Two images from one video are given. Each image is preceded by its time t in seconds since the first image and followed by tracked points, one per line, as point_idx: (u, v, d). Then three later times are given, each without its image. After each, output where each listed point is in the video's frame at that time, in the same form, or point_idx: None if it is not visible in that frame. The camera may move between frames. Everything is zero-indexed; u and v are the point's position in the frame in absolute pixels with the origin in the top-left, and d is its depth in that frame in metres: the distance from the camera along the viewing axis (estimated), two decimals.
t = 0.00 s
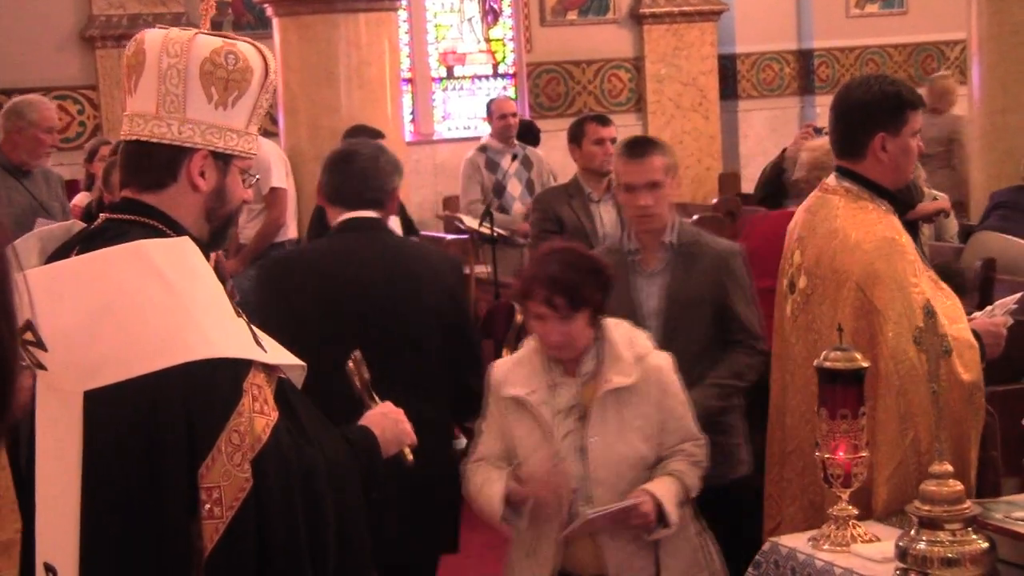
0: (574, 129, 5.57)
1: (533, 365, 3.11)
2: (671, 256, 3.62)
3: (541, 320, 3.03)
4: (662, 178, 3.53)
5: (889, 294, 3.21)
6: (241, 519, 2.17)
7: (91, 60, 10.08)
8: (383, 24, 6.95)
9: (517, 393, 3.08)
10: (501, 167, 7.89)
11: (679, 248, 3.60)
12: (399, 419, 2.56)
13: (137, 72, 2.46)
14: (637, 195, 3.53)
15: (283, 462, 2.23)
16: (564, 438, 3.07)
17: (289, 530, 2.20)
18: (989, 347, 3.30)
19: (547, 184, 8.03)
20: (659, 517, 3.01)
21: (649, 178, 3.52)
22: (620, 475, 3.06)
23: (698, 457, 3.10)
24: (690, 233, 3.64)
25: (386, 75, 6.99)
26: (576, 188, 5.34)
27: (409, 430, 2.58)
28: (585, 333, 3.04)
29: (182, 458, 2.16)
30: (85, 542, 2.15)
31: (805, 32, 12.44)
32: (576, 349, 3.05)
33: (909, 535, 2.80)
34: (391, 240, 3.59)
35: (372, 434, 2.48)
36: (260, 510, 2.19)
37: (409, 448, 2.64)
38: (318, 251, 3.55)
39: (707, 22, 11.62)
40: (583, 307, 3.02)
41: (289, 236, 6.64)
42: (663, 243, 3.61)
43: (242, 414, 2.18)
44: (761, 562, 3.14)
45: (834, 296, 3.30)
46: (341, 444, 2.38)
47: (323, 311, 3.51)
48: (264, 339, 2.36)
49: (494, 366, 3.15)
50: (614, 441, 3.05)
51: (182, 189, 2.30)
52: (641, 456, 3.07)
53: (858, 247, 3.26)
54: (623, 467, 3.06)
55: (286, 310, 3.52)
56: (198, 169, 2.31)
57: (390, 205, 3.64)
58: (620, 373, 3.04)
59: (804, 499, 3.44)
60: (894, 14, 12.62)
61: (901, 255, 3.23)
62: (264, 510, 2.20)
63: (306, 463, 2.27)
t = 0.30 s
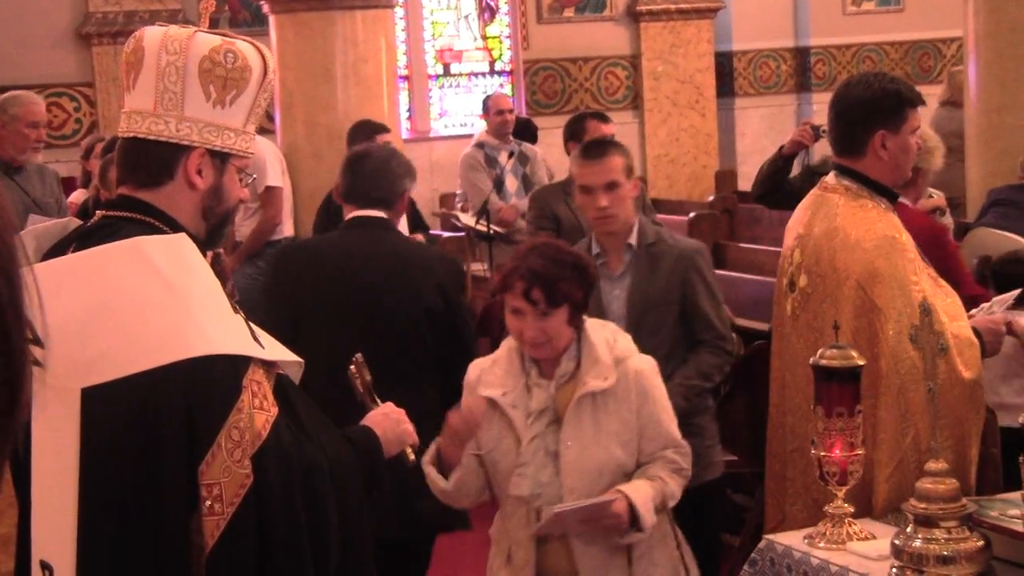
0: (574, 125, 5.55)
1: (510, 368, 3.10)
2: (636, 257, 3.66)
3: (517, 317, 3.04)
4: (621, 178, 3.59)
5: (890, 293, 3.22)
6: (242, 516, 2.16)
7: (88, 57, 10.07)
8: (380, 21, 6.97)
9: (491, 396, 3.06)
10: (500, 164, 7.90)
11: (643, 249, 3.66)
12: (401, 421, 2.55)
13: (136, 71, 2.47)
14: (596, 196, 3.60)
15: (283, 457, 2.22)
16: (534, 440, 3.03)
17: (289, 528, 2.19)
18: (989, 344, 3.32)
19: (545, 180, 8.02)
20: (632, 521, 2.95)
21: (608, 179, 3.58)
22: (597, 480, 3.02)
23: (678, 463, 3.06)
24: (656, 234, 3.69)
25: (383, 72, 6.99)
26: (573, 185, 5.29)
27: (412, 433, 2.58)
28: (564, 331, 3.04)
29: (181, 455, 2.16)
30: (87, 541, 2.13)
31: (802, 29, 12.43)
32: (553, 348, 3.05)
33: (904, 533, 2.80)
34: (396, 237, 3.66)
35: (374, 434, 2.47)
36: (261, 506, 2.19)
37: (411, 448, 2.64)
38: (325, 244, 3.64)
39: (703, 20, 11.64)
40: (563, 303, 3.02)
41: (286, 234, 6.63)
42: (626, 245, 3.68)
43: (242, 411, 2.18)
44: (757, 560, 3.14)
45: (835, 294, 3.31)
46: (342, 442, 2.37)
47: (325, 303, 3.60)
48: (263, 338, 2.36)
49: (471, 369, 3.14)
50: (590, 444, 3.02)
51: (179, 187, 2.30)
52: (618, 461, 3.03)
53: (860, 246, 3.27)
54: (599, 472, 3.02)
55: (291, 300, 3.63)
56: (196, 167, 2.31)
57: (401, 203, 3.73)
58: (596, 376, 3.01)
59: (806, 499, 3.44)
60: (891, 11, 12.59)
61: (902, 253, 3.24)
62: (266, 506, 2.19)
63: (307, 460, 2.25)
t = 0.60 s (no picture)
0: (564, 127, 5.53)
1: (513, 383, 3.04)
2: (618, 268, 3.59)
3: (515, 323, 2.96)
4: (605, 187, 3.53)
5: (879, 295, 3.24)
6: (234, 515, 2.17)
7: (76, 58, 10.05)
8: (369, 23, 6.95)
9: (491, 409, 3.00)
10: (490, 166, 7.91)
11: (625, 259, 3.58)
12: (391, 418, 2.55)
13: (126, 72, 2.46)
14: (578, 204, 3.54)
15: (275, 457, 2.22)
16: (520, 457, 2.94)
17: (280, 526, 2.20)
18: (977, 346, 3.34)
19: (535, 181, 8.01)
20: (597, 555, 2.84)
21: (592, 187, 3.51)
22: (575, 508, 2.92)
23: (663, 503, 2.93)
24: (641, 245, 3.61)
25: (372, 74, 6.99)
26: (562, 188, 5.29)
27: (401, 430, 2.57)
28: (563, 345, 2.96)
29: (173, 454, 2.16)
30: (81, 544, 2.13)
31: (790, 32, 12.44)
32: (549, 361, 2.97)
33: (893, 534, 2.81)
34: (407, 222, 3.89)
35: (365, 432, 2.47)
36: (252, 505, 2.19)
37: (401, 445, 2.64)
38: (330, 231, 3.88)
39: (692, 22, 11.63)
40: (562, 312, 2.94)
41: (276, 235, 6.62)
42: (608, 255, 3.59)
43: (233, 411, 2.18)
44: (745, 562, 3.14)
45: (825, 293, 3.32)
46: (335, 442, 2.36)
47: (324, 289, 3.84)
48: (252, 337, 2.36)
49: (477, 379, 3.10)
50: (573, 471, 2.93)
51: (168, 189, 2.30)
52: (601, 491, 2.93)
53: (849, 246, 3.28)
54: (579, 501, 2.93)
55: (296, 284, 3.87)
56: (184, 170, 2.31)
57: (414, 187, 3.94)
58: (586, 399, 2.93)
59: (798, 499, 3.45)
60: (879, 13, 12.64)
61: (890, 254, 3.27)
62: (258, 507, 2.19)
63: (298, 458, 2.25)
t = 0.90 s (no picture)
0: (547, 128, 5.53)
1: (502, 389, 2.80)
2: (617, 270, 3.55)
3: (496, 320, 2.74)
4: (617, 190, 3.51)
5: (862, 296, 3.26)
6: (222, 513, 2.16)
7: (58, 58, 10.00)
8: (353, 22, 6.97)
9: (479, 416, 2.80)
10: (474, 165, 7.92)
11: (626, 263, 3.53)
12: (377, 415, 2.56)
13: (111, 72, 2.45)
14: (589, 205, 3.52)
15: (262, 454, 2.22)
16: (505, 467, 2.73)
17: (267, 521, 2.19)
18: (960, 349, 3.35)
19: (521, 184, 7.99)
20: None
21: (603, 188, 3.49)
22: (559, 525, 2.68)
23: (646, 521, 2.64)
24: (643, 249, 3.56)
25: (354, 75, 7.00)
26: (545, 186, 5.30)
27: (387, 428, 2.59)
28: (544, 345, 2.71)
29: (158, 451, 2.15)
30: (66, 544, 2.12)
31: (773, 35, 12.52)
32: (533, 365, 2.73)
33: (876, 533, 2.81)
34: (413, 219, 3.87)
35: (351, 429, 2.48)
36: (237, 504, 2.18)
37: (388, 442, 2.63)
38: (334, 225, 3.92)
39: (676, 24, 11.64)
40: (546, 307, 2.69)
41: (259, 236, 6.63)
42: (609, 257, 3.57)
43: (219, 408, 2.18)
44: (729, 562, 3.15)
45: (809, 295, 3.34)
46: (320, 440, 2.36)
47: (325, 281, 3.87)
48: (236, 337, 2.36)
49: (472, 385, 2.87)
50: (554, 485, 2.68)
51: (150, 190, 2.29)
52: (583, 507, 2.67)
53: (834, 247, 3.30)
54: (560, 517, 2.68)
55: (301, 275, 3.93)
56: (167, 170, 2.30)
57: (422, 182, 3.91)
58: (564, 409, 2.68)
59: (782, 499, 3.46)
60: (862, 16, 12.68)
61: (876, 255, 3.29)
62: (245, 506, 2.18)
63: (285, 453, 2.26)
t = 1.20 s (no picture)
0: (531, 126, 5.54)
1: (465, 401, 2.74)
2: (614, 274, 3.54)
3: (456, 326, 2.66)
4: (616, 191, 3.50)
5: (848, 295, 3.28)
6: (214, 511, 2.15)
7: (45, 54, 9.91)
8: (340, 20, 7.32)
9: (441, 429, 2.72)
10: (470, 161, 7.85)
11: (622, 265, 3.53)
12: (375, 405, 2.52)
13: (103, 68, 2.44)
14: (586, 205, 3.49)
15: (258, 449, 2.21)
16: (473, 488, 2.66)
17: (263, 515, 2.19)
18: (946, 347, 3.36)
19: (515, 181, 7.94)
20: None
21: (603, 190, 3.47)
22: (529, 541, 2.61)
23: (625, 535, 2.57)
24: (639, 253, 3.55)
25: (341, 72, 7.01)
26: (533, 183, 5.32)
27: (385, 416, 2.55)
28: (506, 354, 2.64)
29: (150, 448, 2.14)
30: (64, 544, 2.11)
31: (760, 32, 12.51)
32: (494, 372, 2.66)
33: (864, 531, 2.81)
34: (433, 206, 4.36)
35: (351, 422, 2.44)
36: (230, 500, 2.18)
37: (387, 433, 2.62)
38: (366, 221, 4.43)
39: (664, 22, 11.77)
40: (510, 312, 2.62)
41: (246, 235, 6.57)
42: (606, 259, 3.55)
43: (213, 405, 2.18)
44: (717, 559, 3.15)
45: (794, 293, 3.35)
46: (317, 431, 2.35)
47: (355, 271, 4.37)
48: (227, 333, 2.35)
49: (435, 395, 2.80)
50: (525, 499, 2.62)
51: (139, 187, 2.28)
52: (555, 522, 2.61)
53: (820, 246, 3.31)
54: (532, 532, 2.61)
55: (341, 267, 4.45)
56: (157, 167, 2.29)
57: (442, 171, 4.40)
58: (531, 427, 2.61)
59: (766, 497, 3.46)
60: (849, 14, 12.75)
61: (862, 255, 3.31)
62: (239, 503, 2.18)
63: (282, 446, 2.24)
